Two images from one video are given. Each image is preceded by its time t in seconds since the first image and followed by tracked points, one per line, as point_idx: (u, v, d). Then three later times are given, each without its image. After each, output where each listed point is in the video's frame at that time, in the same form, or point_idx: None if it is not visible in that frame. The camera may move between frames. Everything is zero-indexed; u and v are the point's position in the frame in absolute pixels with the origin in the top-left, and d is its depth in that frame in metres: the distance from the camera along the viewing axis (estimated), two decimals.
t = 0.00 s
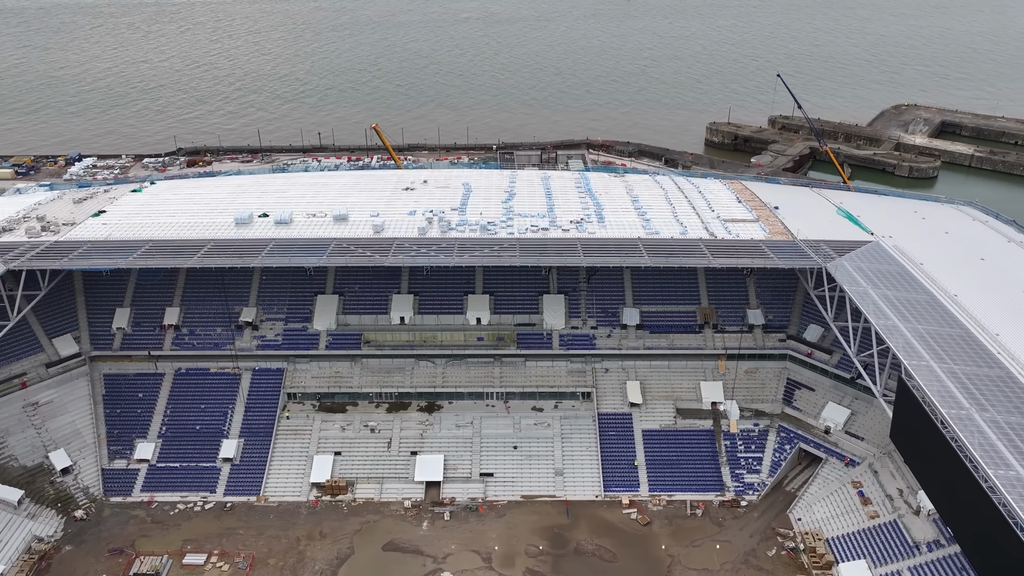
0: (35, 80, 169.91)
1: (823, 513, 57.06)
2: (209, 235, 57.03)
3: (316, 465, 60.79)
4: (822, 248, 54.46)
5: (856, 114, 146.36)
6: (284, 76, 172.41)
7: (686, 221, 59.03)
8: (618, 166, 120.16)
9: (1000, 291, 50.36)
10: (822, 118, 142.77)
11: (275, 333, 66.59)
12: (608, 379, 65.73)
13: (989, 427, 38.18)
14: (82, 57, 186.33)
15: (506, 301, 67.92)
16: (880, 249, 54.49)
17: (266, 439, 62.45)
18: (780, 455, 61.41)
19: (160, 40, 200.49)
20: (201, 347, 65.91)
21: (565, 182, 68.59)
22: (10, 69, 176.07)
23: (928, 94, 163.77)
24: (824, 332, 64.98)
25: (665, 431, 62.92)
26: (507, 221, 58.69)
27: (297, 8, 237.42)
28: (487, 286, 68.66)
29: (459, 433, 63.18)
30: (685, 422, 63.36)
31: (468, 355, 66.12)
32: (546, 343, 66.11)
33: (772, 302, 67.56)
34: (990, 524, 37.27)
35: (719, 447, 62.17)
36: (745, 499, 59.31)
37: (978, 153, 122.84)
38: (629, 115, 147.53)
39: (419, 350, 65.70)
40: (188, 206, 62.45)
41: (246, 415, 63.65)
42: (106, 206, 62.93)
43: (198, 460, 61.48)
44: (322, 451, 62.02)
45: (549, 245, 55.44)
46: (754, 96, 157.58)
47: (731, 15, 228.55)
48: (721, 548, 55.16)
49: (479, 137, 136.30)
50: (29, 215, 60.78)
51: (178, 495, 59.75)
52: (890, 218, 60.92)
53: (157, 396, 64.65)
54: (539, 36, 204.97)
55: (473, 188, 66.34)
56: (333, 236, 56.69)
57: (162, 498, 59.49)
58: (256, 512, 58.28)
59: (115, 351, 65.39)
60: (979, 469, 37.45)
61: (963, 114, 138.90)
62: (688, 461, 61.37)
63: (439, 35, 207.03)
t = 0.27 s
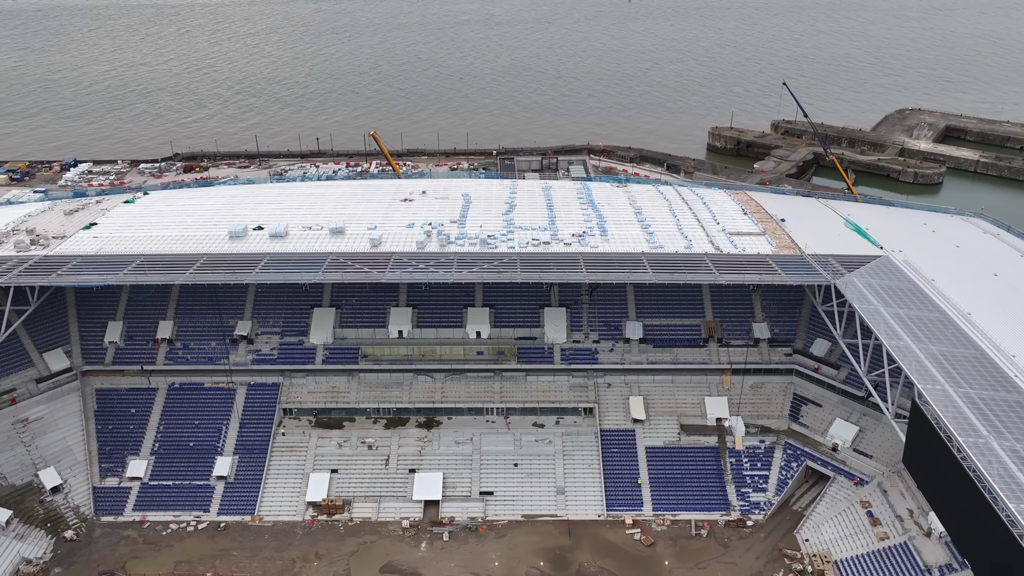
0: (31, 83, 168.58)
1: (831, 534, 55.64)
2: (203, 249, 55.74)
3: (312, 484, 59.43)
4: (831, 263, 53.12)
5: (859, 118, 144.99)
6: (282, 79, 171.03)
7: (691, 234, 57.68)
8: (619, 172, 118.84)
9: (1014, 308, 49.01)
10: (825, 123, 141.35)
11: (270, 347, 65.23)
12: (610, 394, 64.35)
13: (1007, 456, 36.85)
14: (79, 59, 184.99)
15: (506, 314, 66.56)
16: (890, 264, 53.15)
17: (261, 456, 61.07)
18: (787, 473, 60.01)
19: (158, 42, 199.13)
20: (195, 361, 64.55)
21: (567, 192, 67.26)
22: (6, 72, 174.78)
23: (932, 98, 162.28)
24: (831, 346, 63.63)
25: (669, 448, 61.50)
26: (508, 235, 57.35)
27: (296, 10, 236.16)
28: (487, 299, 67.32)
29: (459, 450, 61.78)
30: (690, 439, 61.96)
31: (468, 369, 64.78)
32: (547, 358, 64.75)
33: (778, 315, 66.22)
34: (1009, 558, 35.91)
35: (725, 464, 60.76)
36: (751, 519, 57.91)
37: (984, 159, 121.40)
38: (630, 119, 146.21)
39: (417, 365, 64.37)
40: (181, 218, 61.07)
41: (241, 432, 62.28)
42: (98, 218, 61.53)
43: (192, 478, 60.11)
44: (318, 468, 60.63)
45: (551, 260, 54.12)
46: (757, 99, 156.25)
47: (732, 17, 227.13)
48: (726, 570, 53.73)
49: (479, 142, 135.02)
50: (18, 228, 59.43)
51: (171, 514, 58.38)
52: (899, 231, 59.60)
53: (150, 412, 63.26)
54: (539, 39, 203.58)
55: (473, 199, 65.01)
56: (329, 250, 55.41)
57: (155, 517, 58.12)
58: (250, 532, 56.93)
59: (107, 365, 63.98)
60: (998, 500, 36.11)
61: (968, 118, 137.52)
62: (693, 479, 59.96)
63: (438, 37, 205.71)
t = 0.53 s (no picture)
0: (28, 86, 167.25)
1: (840, 556, 54.15)
2: (196, 263, 54.41)
3: (308, 503, 58.02)
4: (840, 279, 51.76)
5: (863, 122, 143.54)
6: (281, 82, 169.66)
7: (696, 249, 56.33)
8: (621, 177, 117.57)
9: None
10: (829, 127, 139.92)
11: (266, 361, 63.88)
12: (614, 409, 62.99)
13: None
14: (76, 62, 183.70)
15: (507, 328, 65.23)
16: (900, 280, 51.81)
17: (256, 474, 59.69)
18: (794, 492, 58.58)
19: (156, 44, 197.84)
20: (189, 376, 63.19)
21: (569, 203, 65.90)
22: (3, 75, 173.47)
23: (936, 101, 160.75)
24: (839, 361, 62.24)
25: (673, 465, 60.10)
26: (509, 249, 56.01)
27: (295, 11, 234.88)
28: (487, 312, 65.98)
29: (458, 467, 60.40)
30: (694, 457, 60.52)
31: (468, 385, 63.43)
32: (549, 373, 63.42)
33: (784, 329, 64.83)
34: None
35: (731, 483, 59.34)
36: (757, 540, 56.48)
37: (990, 164, 120.02)
38: (631, 123, 144.85)
39: (415, 380, 63.01)
40: (175, 230, 59.72)
41: (236, 449, 60.89)
42: (89, 230, 60.13)
43: (185, 496, 58.73)
44: (314, 487, 59.21)
45: (552, 276, 52.82)
46: (759, 103, 154.88)
47: (734, 19, 225.70)
48: None
49: (479, 146, 133.71)
50: (8, 242, 58.11)
51: (163, 534, 57.00)
52: (908, 244, 58.29)
53: (142, 428, 61.88)
54: (540, 41, 202.20)
55: (473, 210, 63.68)
56: (325, 264, 54.06)
57: (147, 537, 56.75)
58: (244, 553, 55.52)
59: (99, 381, 62.62)
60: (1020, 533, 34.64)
61: (973, 123, 136.11)
62: (698, 498, 58.52)
63: (438, 40, 204.33)
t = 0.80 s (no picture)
0: (24, 90, 165.84)
1: None
2: (189, 278, 53.07)
3: (304, 522, 56.61)
4: (850, 295, 50.36)
5: (867, 125, 142.13)
6: (279, 85, 168.26)
7: (701, 263, 54.93)
8: (623, 184, 116.35)
9: None
10: (833, 131, 138.48)
11: (261, 376, 62.49)
12: (617, 425, 61.59)
13: None
14: (73, 65, 182.28)
15: (507, 342, 63.83)
16: (911, 296, 50.45)
17: (251, 492, 58.30)
18: (802, 512, 57.13)
19: (154, 47, 196.43)
20: (183, 392, 61.78)
21: (571, 214, 64.50)
22: None
23: (941, 104, 159.23)
24: (847, 376, 60.82)
25: (677, 483, 58.66)
26: (510, 263, 54.62)
27: (294, 13, 233.55)
28: (487, 326, 64.60)
29: (458, 485, 59.00)
30: (699, 475, 59.09)
31: (468, 400, 62.02)
32: (550, 389, 61.98)
33: (790, 343, 63.46)
34: None
35: (737, 502, 57.89)
36: (764, 561, 55.01)
37: (996, 170, 118.65)
38: (632, 127, 143.48)
39: (414, 395, 61.62)
40: (167, 243, 58.30)
41: (230, 466, 59.51)
42: (80, 243, 58.71)
43: (177, 516, 57.29)
44: (310, 506, 57.81)
45: (554, 292, 51.48)
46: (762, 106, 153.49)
47: (736, 21, 224.24)
48: None
49: (479, 151, 132.43)
50: None
51: (155, 555, 55.57)
52: (918, 257, 56.89)
53: (135, 445, 60.48)
54: (541, 44, 200.76)
55: (473, 222, 62.30)
56: (321, 278, 52.73)
57: (138, 558, 55.34)
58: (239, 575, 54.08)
59: (90, 397, 61.23)
60: None
61: (978, 127, 134.77)
62: (703, 517, 57.02)
63: (438, 42, 202.91)
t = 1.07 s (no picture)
0: (20, 92, 164.43)
1: None
2: (181, 292, 51.69)
3: (300, 542, 55.14)
4: (860, 312, 49.01)
5: (871, 129, 140.67)
6: (277, 88, 166.79)
7: (707, 277, 53.52)
8: (624, 190, 115.07)
9: None
10: (836, 135, 137.09)
11: (256, 392, 61.07)
12: (619, 442, 60.19)
13: None
14: (70, 67, 180.85)
15: (508, 356, 62.40)
16: (923, 312, 49.10)
17: (244, 511, 56.84)
18: (809, 532, 55.60)
19: (151, 49, 195.06)
20: (175, 407, 60.37)
21: (572, 225, 63.13)
22: None
23: (945, 107, 157.70)
24: (856, 392, 59.40)
25: (682, 502, 57.15)
26: (510, 277, 53.24)
27: (293, 15, 232.22)
28: (487, 339, 63.14)
29: (457, 504, 57.53)
30: (704, 493, 57.60)
31: (467, 417, 60.62)
32: (551, 404, 60.58)
33: (797, 357, 62.05)
34: None
35: (743, 521, 56.35)
36: None
37: (1002, 176, 117.30)
38: (634, 131, 142.07)
39: (412, 412, 60.24)
40: (159, 256, 56.89)
41: (224, 484, 58.09)
42: (70, 255, 57.32)
43: (169, 535, 55.80)
44: (305, 525, 56.37)
45: (556, 308, 50.18)
46: (764, 110, 152.07)
47: (737, 23, 222.74)
48: None
49: (480, 156, 131.10)
50: None
51: None
52: (929, 271, 55.51)
53: (126, 462, 59.04)
54: (541, 46, 199.26)
55: (473, 233, 60.96)
56: (316, 293, 51.37)
57: None
58: None
59: (81, 413, 59.86)
60: None
61: (983, 132, 133.43)
62: (708, 538, 55.46)
63: (437, 44, 201.46)
